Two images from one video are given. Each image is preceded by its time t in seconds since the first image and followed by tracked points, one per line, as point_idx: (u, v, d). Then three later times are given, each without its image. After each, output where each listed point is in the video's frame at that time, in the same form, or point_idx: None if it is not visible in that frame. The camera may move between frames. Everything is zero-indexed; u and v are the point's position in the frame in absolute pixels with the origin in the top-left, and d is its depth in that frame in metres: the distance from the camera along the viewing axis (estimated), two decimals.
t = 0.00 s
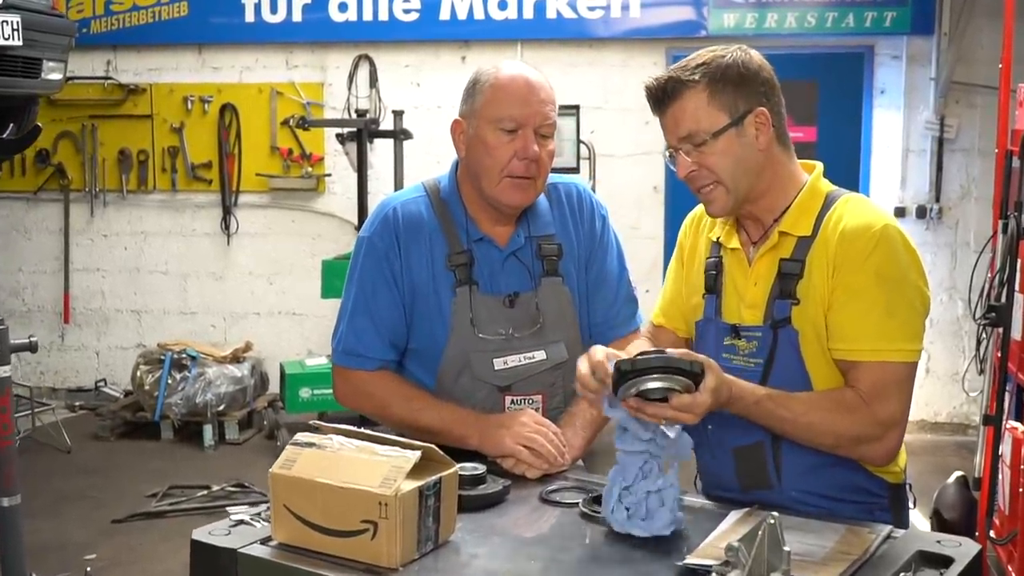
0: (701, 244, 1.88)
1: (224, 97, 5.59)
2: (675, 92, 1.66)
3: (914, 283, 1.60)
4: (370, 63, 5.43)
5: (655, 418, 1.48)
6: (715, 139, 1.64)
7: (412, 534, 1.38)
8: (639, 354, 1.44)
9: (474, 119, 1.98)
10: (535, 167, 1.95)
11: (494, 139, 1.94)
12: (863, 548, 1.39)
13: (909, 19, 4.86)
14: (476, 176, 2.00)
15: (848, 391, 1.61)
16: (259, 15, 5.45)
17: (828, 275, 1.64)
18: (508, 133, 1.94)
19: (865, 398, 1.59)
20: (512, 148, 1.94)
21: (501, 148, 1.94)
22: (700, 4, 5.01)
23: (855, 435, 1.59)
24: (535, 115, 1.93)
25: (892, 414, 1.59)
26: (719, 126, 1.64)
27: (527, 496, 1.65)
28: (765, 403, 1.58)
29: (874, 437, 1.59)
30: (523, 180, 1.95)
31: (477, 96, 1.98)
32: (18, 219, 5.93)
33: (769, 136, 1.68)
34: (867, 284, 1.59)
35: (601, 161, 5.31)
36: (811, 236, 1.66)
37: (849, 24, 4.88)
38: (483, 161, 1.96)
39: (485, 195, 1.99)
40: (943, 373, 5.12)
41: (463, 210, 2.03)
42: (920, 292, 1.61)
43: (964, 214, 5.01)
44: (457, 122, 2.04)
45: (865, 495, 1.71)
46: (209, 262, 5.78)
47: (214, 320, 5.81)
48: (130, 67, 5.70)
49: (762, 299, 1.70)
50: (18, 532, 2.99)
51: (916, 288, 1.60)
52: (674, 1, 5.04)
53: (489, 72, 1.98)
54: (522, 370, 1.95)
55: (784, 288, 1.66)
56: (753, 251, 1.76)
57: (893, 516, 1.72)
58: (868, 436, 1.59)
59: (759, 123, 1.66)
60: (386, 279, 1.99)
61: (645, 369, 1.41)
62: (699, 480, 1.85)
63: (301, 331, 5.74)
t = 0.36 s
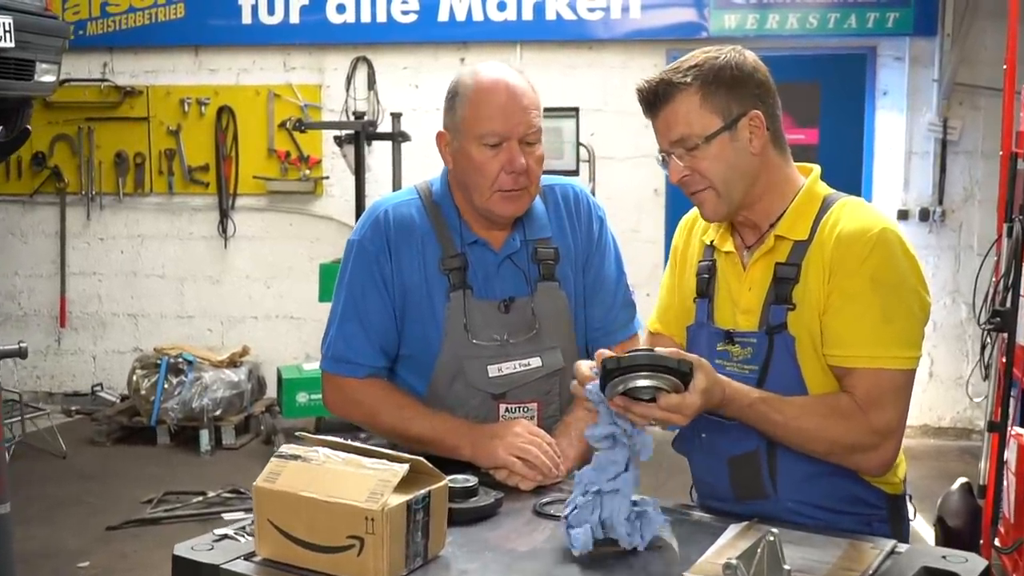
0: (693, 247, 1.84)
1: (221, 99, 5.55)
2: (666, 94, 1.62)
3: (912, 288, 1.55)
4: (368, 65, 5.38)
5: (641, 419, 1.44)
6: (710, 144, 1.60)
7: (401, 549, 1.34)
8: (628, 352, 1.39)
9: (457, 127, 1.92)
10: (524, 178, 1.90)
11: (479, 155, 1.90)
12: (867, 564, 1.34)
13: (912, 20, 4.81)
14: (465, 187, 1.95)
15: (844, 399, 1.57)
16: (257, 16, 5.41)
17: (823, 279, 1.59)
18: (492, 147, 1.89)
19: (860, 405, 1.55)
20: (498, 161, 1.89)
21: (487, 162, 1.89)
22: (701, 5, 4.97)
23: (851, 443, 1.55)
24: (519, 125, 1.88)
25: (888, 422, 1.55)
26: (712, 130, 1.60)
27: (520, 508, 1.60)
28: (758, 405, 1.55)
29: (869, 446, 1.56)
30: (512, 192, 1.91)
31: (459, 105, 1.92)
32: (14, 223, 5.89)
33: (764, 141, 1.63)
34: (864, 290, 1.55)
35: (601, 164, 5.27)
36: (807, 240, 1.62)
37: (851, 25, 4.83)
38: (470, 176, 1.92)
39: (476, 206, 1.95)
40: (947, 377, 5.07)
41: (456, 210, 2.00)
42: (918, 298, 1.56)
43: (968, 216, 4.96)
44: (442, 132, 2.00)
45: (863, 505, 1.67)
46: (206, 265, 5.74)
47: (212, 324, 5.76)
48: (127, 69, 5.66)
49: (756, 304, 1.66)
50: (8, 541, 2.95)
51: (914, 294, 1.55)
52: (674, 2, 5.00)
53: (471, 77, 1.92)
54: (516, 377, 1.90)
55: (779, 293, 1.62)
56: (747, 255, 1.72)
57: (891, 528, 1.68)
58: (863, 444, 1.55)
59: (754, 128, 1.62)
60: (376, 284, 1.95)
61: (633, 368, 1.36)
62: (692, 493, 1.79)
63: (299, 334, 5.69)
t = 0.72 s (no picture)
0: (693, 252, 1.81)
1: (218, 98, 5.50)
2: (671, 87, 1.58)
3: (917, 296, 1.51)
4: (366, 64, 5.33)
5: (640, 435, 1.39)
6: (717, 139, 1.57)
7: (391, 563, 1.29)
8: (634, 367, 1.34)
9: (430, 139, 1.86)
10: (503, 188, 1.85)
11: (454, 173, 1.84)
12: None
13: (915, 19, 4.76)
14: (445, 198, 1.91)
15: (848, 411, 1.53)
16: (254, 14, 5.36)
17: (826, 285, 1.55)
18: (464, 164, 1.83)
19: (866, 418, 1.51)
20: (474, 177, 1.83)
21: (463, 179, 1.84)
22: (702, 3, 4.92)
23: (856, 457, 1.51)
24: (490, 137, 1.81)
25: (893, 434, 1.51)
26: (719, 125, 1.57)
27: (515, 519, 1.55)
28: (760, 423, 1.51)
29: (874, 459, 1.52)
30: (494, 204, 1.85)
31: (428, 116, 1.86)
32: (9, 222, 5.84)
33: (770, 137, 1.61)
34: (867, 296, 1.51)
35: (601, 164, 5.22)
36: (808, 244, 1.58)
37: (854, 24, 4.78)
38: (451, 194, 1.87)
39: (461, 217, 1.90)
40: (949, 380, 5.02)
41: (448, 212, 1.92)
42: (923, 305, 1.52)
43: (971, 217, 4.92)
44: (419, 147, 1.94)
45: (867, 515, 1.62)
46: (202, 265, 5.69)
47: (208, 324, 5.71)
48: (123, 67, 5.61)
49: (756, 309, 1.63)
50: None
51: (919, 301, 1.51)
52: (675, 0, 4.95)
53: (442, 83, 1.85)
54: (514, 382, 1.87)
55: (778, 298, 1.58)
56: (747, 258, 1.70)
57: (894, 540, 1.62)
58: (868, 457, 1.51)
59: (761, 122, 1.59)
60: (369, 286, 1.91)
61: (635, 385, 1.31)
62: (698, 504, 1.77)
63: (296, 335, 5.65)
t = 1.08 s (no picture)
0: (744, 250, 1.79)
1: (216, 94, 5.43)
2: (717, 82, 1.55)
3: (973, 308, 1.46)
4: (366, 60, 5.26)
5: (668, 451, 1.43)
6: (765, 139, 1.54)
7: None
8: (660, 385, 1.38)
9: (414, 135, 1.82)
10: (489, 184, 1.80)
11: (439, 169, 1.79)
12: None
13: (922, 15, 4.71)
14: (431, 193, 1.86)
15: (893, 430, 1.49)
16: (252, 10, 5.29)
17: (877, 291, 1.52)
18: (449, 160, 1.78)
19: (911, 439, 1.47)
20: (460, 172, 1.78)
21: (448, 175, 1.79)
22: None
23: (898, 481, 1.48)
24: (475, 130, 1.75)
25: (940, 457, 1.46)
26: (768, 122, 1.53)
27: (516, 534, 1.49)
28: (796, 441, 1.50)
29: (919, 483, 1.48)
30: (483, 198, 1.81)
31: (411, 111, 1.81)
32: (5, 220, 5.78)
33: (824, 135, 1.56)
34: (921, 305, 1.47)
35: (604, 161, 5.15)
36: (862, 248, 1.54)
37: (861, 20, 4.74)
38: (437, 191, 1.82)
39: (451, 212, 1.85)
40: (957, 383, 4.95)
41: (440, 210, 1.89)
42: (981, 318, 1.47)
43: (979, 217, 4.84)
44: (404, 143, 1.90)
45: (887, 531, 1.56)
46: (200, 264, 5.62)
47: (206, 324, 5.65)
48: (120, 63, 5.54)
49: (805, 313, 1.61)
50: None
51: (976, 314, 1.46)
52: None
53: (424, 78, 1.80)
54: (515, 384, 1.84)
55: (828, 304, 1.55)
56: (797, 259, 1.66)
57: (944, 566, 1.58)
58: (913, 481, 1.48)
59: (813, 120, 1.55)
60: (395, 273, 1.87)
61: (663, 402, 1.35)
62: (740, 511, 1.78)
63: (295, 335, 5.59)
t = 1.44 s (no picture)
0: (779, 262, 1.75)
1: (213, 95, 5.36)
2: (757, 80, 1.51)
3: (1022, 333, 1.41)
4: (365, 60, 5.18)
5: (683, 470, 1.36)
6: (806, 142, 1.50)
7: None
8: (678, 399, 1.31)
9: (413, 138, 1.74)
10: (495, 187, 1.72)
11: (441, 171, 1.71)
12: None
13: (931, 14, 4.62)
14: (433, 200, 1.78)
15: (929, 462, 1.43)
16: (250, 9, 5.21)
17: (919, 312, 1.46)
18: (452, 161, 1.70)
19: (947, 473, 1.41)
20: (464, 175, 1.71)
21: (451, 178, 1.71)
22: None
23: (931, 516, 1.42)
24: (479, 131, 1.68)
25: (978, 493, 1.40)
26: (810, 125, 1.49)
27: (519, 561, 1.41)
28: (821, 467, 1.43)
29: (954, 518, 1.42)
30: (487, 203, 1.73)
31: (410, 112, 1.73)
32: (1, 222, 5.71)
33: (870, 139, 1.51)
34: (966, 329, 1.41)
35: (607, 163, 5.08)
36: (904, 265, 1.49)
37: (868, 19, 4.65)
38: (439, 195, 1.74)
39: (454, 220, 1.78)
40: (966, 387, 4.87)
41: (437, 217, 1.82)
42: None
43: (989, 219, 4.76)
44: (401, 149, 1.82)
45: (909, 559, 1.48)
46: (198, 267, 5.54)
47: (203, 328, 5.57)
48: (116, 63, 5.46)
49: (839, 334, 1.55)
50: None
51: None
52: None
53: (421, 77, 1.72)
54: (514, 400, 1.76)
55: (865, 326, 1.50)
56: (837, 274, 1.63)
57: None
58: (948, 516, 1.42)
59: (859, 124, 1.50)
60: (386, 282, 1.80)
61: (681, 414, 1.29)
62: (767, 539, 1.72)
63: (294, 340, 5.51)
